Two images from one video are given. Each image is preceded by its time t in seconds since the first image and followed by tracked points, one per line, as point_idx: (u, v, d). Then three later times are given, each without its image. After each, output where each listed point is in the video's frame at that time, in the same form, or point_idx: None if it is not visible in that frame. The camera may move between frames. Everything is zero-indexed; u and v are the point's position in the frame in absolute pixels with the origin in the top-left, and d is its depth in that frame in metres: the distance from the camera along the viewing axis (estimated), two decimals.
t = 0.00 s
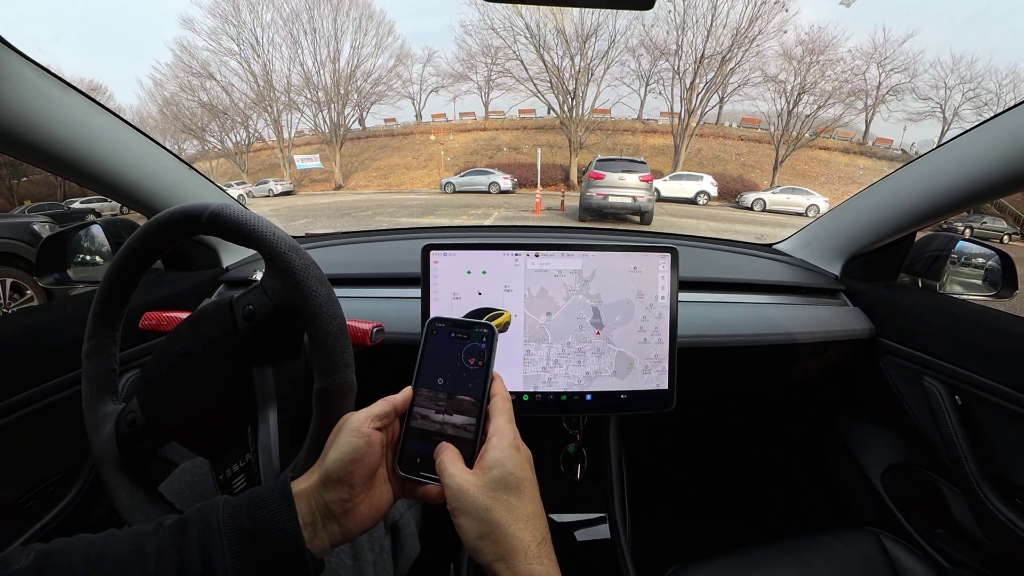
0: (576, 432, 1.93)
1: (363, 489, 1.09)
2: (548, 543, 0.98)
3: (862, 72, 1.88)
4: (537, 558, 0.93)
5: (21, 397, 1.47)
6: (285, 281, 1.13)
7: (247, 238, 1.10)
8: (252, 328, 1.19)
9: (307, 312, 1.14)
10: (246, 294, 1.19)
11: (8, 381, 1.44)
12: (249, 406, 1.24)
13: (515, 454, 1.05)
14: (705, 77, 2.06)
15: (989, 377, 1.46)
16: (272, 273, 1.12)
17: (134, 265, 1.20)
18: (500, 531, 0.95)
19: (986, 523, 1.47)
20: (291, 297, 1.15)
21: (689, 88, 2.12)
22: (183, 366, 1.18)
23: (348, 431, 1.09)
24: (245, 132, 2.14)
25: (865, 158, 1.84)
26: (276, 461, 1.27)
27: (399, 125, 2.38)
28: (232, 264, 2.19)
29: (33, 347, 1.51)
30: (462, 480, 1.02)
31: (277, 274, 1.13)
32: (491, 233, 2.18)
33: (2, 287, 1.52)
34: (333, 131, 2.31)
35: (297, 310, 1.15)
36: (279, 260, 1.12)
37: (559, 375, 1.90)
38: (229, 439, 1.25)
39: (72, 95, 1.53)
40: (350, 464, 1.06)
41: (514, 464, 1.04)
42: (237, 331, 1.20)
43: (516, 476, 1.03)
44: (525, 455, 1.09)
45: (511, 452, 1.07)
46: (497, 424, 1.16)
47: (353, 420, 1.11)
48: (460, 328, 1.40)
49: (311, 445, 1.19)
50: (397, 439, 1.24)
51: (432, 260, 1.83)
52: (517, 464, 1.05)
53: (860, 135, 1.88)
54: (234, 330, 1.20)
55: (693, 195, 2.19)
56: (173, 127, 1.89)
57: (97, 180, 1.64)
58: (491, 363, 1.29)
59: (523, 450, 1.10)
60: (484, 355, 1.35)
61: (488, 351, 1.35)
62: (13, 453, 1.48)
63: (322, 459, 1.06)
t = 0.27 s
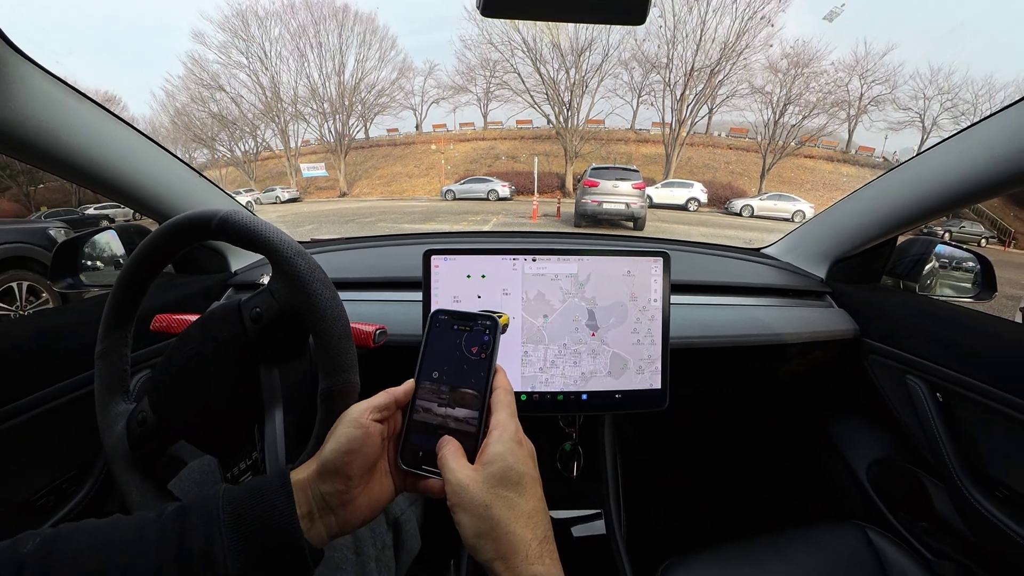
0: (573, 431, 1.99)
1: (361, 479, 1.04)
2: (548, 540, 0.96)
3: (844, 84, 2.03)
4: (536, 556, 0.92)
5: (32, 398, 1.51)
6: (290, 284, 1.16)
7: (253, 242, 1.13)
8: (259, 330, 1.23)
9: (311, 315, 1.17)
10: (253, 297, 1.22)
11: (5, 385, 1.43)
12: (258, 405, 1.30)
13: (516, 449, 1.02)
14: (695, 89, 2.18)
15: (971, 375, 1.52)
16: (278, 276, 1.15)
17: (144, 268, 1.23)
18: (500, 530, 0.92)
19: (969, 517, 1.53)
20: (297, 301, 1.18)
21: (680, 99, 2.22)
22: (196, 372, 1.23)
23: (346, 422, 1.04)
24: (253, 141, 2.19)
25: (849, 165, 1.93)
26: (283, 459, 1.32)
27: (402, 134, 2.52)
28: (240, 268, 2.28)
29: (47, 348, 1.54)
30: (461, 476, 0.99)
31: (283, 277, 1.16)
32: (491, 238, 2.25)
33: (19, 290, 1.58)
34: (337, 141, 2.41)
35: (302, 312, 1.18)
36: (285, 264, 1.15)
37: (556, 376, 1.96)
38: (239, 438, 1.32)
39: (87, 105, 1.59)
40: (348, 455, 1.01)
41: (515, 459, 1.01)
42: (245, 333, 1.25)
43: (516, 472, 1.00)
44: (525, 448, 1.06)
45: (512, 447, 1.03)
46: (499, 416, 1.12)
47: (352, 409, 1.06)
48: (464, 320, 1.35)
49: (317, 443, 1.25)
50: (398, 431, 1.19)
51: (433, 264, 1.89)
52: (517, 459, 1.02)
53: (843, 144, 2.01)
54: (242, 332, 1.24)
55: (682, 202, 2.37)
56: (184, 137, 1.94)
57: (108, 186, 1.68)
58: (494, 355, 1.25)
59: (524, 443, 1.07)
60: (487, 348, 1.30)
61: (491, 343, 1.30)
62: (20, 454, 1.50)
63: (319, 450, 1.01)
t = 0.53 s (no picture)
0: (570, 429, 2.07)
1: (293, 487, 0.82)
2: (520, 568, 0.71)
3: (829, 95, 2.09)
4: None
5: (52, 393, 1.59)
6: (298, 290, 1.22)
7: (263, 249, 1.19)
8: (266, 333, 1.29)
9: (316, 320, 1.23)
10: (261, 301, 1.28)
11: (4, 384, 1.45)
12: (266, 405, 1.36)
13: (481, 448, 0.75)
14: (685, 100, 2.27)
15: (955, 375, 1.60)
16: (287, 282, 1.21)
17: (155, 273, 1.29)
18: (453, 557, 0.68)
19: (952, 512, 1.60)
20: (304, 306, 1.24)
21: (671, 110, 2.32)
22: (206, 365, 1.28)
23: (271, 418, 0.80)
24: (262, 150, 2.29)
25: (833, 172, 2.02)
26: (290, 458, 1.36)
27: (405, 143, 2.58)
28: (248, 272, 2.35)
29: (58, 348, 1.60)
30: (408, 483, 0.74)
31: (291, 283, 1.22)
32: (490, 244, 2.34)
33: (35, 292, 1.63)
34: (342, 150, 2.50)
35: (309, 317, 1.24)
36: (293, 271, 1.21)
37: (553, 376, 2.03)
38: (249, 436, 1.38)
39: (101, 113, 1.69)
40: (277, 458, 0.79)
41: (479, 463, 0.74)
42: (253, 336, 1.30)
43: (481, 479, 0.74)
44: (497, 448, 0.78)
45: (476, 447, 0.75)
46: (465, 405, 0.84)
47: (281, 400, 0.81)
48: (430, 298, 1.09)
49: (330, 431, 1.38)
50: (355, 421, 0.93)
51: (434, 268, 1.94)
52: (483, 461, 0.75)
53: (827, 152, 2.10)
54: (250, 335, 1.29)
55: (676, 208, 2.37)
56: (195, 146, 2.02)
57: (116, 189, 1.74)
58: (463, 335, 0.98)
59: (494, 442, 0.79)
60: (455, 330, 1.04)
61: (459, 326, 1.05)
62: (37, 448, 1.57)
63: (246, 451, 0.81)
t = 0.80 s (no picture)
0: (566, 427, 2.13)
1: (201, 501, 0.94)
2: None
3: (813, 106, 2.17)
4: None
5: (56, 397, 1.62)
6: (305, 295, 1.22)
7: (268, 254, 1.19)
8: (276, 334, 1.32)
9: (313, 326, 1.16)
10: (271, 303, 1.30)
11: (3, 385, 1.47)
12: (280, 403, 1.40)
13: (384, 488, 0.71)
14: (676, 111, 2.36)
15: (940, 375, 1.66)
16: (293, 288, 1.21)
17: (163, 276, 1.28)
18: None
19: (936, 506, 1.66)
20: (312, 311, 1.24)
21: (663, 120, 2.42)
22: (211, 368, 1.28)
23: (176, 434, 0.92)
24: (269, 158, 2.39)
25: (819, 179, 2.12)
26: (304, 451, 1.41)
27: (407, 152, 2.62)
28: (254, 276, 2.39)
29: (69, 350, 1.66)
30: (304, 522, 0.69)
31: (298, 287, 1.22)
32: (489, 248, 2.45)
33: (50, 295, 1.70)
34: (347, 158, 2.57)
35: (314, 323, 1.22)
36: (300, 276, 1.21)
37: (549, 377, 2.09)
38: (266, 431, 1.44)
39: (115, 124, 1.76)
40: (179, 473, 0.92)
41: (383, 504, 0.70)
42: (260, 337, 1.32)
43: (381, 523, 0.69)
44: (408, 484, 0.74)
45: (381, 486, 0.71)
46: (382, 430, 0.79)
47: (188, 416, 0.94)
48: (361, 301, 1.01)
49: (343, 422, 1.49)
50: (272, 430, 1.05)
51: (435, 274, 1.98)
52: (386, 503, 0.71)
53: (814, 159, 2.18)
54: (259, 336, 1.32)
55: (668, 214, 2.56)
56: (205, 154, 2.10)
57: (125, 195, 1.80)
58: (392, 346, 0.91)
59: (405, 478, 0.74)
60: (386, 338, 0.95)
61: (389, 334, 0.95)
62: (43, 451, 1.60)
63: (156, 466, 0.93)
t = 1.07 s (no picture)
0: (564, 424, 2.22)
1: (127, 526, 0.91)
2: None
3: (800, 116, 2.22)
4: None
5: (65, 399, 1.62)
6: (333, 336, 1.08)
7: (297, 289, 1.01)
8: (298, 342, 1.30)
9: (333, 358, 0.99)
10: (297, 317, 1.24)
11: (4, 384, 1.46)
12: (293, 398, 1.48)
13: (284, 529, 0.71)
14: (667, 120, 2.46)
15: (926, 374, 1.73)
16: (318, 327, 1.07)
17: (173, 282, 1.13)
18: None
19: (919, 500, 1.73)
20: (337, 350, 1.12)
21: (655, 129, 2.51)
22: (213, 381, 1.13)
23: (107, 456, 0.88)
24: (276, 165, 2.46)
25: (805, 185, 2.21)
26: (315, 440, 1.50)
27: (410, 160, 2.74)
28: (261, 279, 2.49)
29: (80, 351, 1.69)
30: (208, 555, 0.71)
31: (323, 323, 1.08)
32: (489, 252, 2.55)
33: (64, 297, 1.74)
34: (351, 166, 2.67)
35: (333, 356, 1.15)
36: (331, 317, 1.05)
37: (547, 377, 2.14)
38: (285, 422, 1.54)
39: (128, 133, 1.83)
40: (107, 494, 0.89)
41: (286, 542, 0.70)
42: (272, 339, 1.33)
43: (276, 565, 0.69)
44: (313, 524, 0.73)
45: (283, 525, 0.71)
46: (298, 464, 0.77)
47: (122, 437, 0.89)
48: (298, 328, 0.96)
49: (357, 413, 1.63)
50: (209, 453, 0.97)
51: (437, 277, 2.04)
52: (286, 541, 0.70)
53: (799, 167, 2.28)
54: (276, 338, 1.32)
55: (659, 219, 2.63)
56: (214, 162, 2.17)
57: (136, 201, 1.86)
58: (320, 380, 0.86)
59: (309, 517, 0.73)
60: (317, 369, 0.89)
61: (321, 365, 0.90)
62: (52, 453, 1.58)
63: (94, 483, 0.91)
